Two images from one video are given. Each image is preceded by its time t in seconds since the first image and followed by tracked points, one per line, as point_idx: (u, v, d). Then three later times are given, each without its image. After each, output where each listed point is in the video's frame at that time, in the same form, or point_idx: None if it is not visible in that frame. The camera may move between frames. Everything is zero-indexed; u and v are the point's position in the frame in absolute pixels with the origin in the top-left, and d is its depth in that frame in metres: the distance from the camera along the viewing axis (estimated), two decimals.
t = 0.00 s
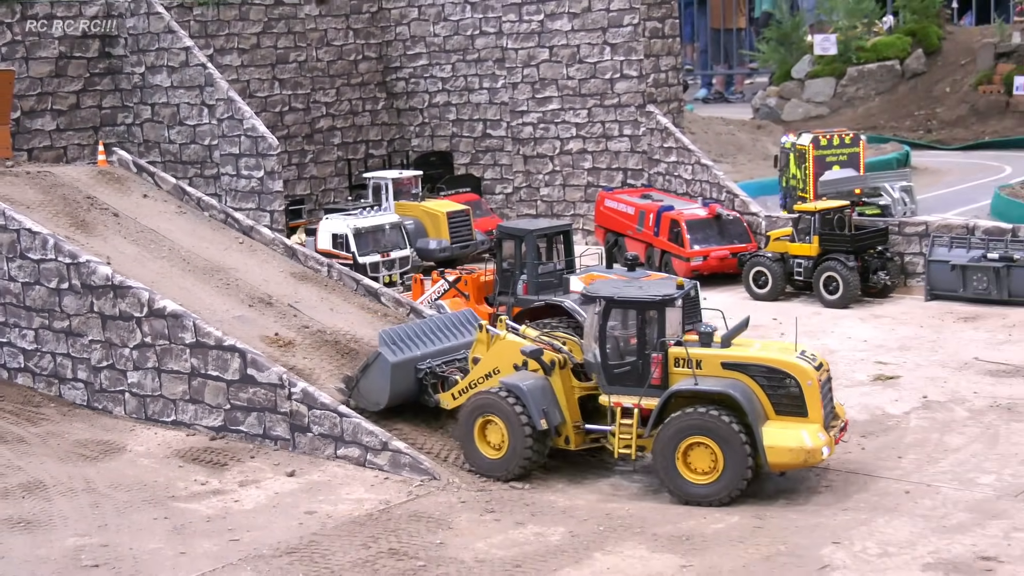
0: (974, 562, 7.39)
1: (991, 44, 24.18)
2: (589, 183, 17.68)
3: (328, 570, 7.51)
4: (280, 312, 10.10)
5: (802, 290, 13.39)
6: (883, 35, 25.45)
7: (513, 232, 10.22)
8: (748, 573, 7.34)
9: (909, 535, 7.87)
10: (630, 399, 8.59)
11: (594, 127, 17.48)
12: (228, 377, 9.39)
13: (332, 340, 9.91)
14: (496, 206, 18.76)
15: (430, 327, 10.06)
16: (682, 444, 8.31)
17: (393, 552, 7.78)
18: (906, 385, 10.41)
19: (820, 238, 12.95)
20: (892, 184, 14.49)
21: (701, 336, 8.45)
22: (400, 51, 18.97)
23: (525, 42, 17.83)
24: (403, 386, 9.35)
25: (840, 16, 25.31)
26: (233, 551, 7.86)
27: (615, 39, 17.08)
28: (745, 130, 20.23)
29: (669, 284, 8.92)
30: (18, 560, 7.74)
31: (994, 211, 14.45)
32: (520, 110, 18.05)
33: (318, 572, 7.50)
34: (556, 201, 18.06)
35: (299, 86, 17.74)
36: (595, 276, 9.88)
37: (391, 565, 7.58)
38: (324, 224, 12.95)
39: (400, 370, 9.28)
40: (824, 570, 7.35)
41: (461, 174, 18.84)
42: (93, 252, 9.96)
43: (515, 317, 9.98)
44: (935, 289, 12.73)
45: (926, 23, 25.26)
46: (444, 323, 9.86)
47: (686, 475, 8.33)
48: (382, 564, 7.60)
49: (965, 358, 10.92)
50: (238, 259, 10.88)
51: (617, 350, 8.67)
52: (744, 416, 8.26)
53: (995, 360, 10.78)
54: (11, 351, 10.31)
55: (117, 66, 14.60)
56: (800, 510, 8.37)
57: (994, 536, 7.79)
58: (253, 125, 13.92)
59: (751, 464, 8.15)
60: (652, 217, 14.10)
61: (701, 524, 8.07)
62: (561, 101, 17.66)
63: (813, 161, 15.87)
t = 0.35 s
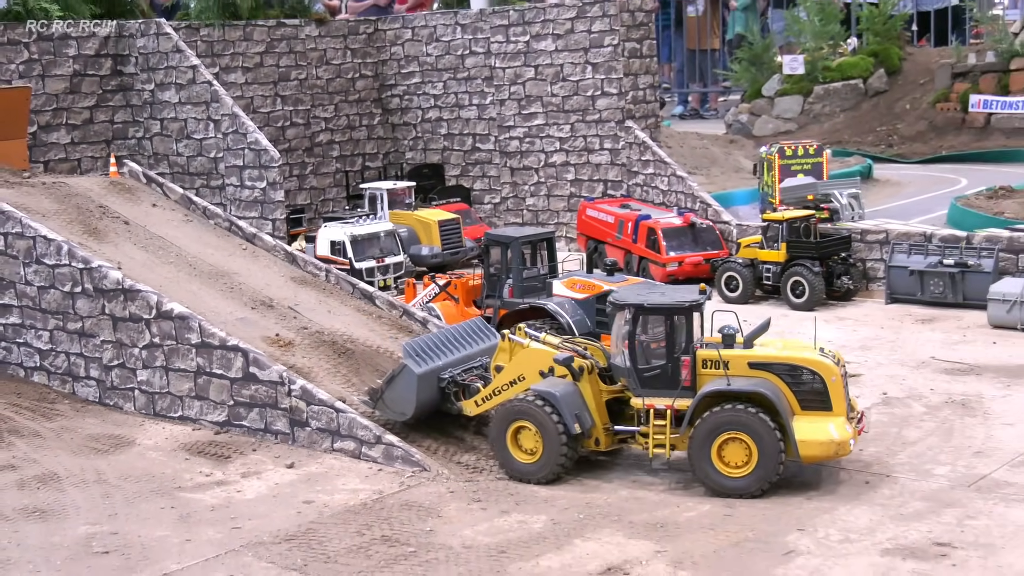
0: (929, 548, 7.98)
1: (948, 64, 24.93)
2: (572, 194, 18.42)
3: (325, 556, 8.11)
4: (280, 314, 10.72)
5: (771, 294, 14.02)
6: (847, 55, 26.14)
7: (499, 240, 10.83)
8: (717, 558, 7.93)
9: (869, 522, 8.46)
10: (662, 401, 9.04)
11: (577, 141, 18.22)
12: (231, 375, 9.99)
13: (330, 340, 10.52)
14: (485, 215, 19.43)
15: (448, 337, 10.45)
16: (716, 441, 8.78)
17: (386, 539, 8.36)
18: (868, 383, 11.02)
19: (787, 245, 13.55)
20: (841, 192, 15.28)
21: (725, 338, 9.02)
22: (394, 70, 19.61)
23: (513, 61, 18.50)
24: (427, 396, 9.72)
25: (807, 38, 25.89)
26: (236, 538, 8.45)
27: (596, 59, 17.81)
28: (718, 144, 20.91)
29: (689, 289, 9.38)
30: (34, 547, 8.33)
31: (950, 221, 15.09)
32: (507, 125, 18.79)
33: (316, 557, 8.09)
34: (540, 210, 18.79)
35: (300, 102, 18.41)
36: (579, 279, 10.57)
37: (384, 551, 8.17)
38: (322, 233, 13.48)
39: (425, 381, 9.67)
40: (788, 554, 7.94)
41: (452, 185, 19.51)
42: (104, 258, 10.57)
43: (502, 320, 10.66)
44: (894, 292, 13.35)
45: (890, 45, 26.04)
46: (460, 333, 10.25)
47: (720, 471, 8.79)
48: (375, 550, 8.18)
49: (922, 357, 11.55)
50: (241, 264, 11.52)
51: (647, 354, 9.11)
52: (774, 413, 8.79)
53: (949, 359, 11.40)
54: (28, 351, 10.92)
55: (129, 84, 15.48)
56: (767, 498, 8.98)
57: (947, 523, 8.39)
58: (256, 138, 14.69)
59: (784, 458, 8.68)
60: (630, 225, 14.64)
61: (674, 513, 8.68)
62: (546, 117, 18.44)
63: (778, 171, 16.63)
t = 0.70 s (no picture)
0: (879, 528, 8.65)
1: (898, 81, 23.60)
2: (549, 200, 19.38)
3: (315, 537, 8.73)
4: (273, 311, 11.38)
5: (734, 293, 14.71)
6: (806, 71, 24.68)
7: (479, 241, 11.51)
8: (681, 538, 8.60)
9: (823, 505, 9.14)
10: (686, 392, 9.68)
11: (553, 150, 19.16)
12: (227, 368, 10.61)
13: (320, 336, 11.17)
14: (466, 219, 20.23)
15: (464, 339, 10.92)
16: (742, 429, 9.39)
17: (372, 521, 8.99)
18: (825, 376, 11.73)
19: (750, 248, 14.22)
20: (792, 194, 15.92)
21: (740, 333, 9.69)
22: (382, 83, 20.36)
23: (492, 75, 19.33)
24: (450, 396, 10.20)
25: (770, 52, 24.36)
26: (231, 520, 9.08)
27: (571, 73, 18.75)
28: (685, 154, 21.55)
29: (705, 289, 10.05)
30: (41, 529, 8.94)
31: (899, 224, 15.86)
32: (488, 135, 19.63)
33: (307, 538, 8.72)
34: (519, 215, 19.74)
35: (293, 113, 19.11)
36: (553, 279, 11.33)
37: (370, 532, 8.80)
38: (313, 235, 14.16)
39: (447, 381, 10.15)
40: (748, 534, 8.62)
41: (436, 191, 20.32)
42: (108, 258, 11.21)
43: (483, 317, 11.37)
44: (848, 291, 14.05)
45: (849, 61, 24.49)
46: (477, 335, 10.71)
47: (745, 457, 9.40)
48: (362, 531, 8.82)
49: (873, 351, 12.27)
50: (237, 264, 12.21)
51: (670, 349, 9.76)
52: (791, 402, 9.49)
53: (899, 354, 12.12)
54: (36, 346, 11.60)
55: (132, 95, 16.33)
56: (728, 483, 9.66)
57: (896, 505, 9.08)
58: (252, 146, 15.67)
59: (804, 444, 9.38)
60: (602, 229, 15.28)
61: (642, 497, 9.37)
62: (524, 127, 19.32)
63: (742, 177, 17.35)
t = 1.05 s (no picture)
0: (825, 506, 9.39)
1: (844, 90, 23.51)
2: (517, 203, 19.98)
3: (297, 517, 9.38)
4: (259, 306, 12.08)
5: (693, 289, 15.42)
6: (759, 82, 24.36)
7: (452, 241, 12.25)
8: (641, 517, 9.32)
9: (774, 484, 9.87)
10: (700, 381, 10.38)
11: (521, 155, 19.77)
12: (215, 360, 11.26)
13: (302, 329, 11.85)
14: (440, 221, 20.88)
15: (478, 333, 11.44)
16: (759, 413, 10.12)
17: (352, 502, 9.64)
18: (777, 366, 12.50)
19: (705, 246, 14.87)
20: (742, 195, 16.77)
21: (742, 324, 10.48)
22: (362, 93, 21.10)
23: (465, 85, 20.04)
24: (465, 389, 10.77)
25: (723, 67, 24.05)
26: (219, 503, 9.71)
27: (538, 84, 19.34)
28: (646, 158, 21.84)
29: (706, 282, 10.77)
30: (38, 512, 9.56)
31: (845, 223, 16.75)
32: (460, 141, 20.32)
33: (289, 518, 9.37)
34: (489, 217, 20.31)
35: (277, 121, 19.86)
36: (522, 275, 12.11)
37: (350, 513, 9.44)
38: (296, 236, 14.84)
39: (463, 376, 10.71)
40: (703, 513, 9.37)
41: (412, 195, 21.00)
42: (102, 258, 11.88)
43: (455, 313, 12.13)
44: (797, 287, 14.75)
45: (799, 74, 24.07)
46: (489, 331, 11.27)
47: (762, 439, 10.12)
48: (343, 512, 9.46)
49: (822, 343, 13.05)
50: (224, 262, 12.91)
51: (681, 341, 10.43)
52: (799, 386, 10.33)
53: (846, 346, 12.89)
54: (33, 340, 12.26)
55: (124, 104, 17.16)
56: (685, 466, 10.42)
57: (840, 484, 9.83)
58: (238, 152, 16.66)
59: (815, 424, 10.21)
60: (568, 230, 16.14)
61: (604, 478, 10.09)
62: (494, 134, 19.94)
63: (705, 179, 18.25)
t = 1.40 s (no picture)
0: (776, 485, 10.03)
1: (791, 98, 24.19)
2: (489, 204, 20.67)
3: (280, 498, 9.94)
4: (245, 302, 12.77)
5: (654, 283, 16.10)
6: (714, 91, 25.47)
7: (427, 239, 13.04)
8: (605, 497, 9.92)
9: (729, 466, 10.51)
10: (711, 369, 10.92)
11: (491, 159, 20.49)
12: (203, 352, 11.90)
13: (286, 323, 12.52)
14: (416, 222, 21.67)
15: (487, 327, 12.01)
16: (773, 394, 10.79)
17: (333, 485, 10.20)
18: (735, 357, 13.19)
19: (663, 244, 15.51)
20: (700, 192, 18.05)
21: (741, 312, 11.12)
22: (341, 101, 21.85)
23: (438, 93, 20.76)
24: (480, 383, 11.37)
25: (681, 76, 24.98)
26: (207, 486, 10.26)
27: (507, 92, 20.04)
28: (610, 160, 22.46)
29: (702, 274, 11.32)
30: (35, 497, 10.12)
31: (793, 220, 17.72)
32: (434, 146, 21.08)
33: (272, 500, 9.92)
34: (462, 217, 21.06)
35: (261, 128, 20.60)
36: (492, 271, 12.90)
37: (330, 494, 10.00)
38: (279, 235, 15.46)
39: (478, 371, 11.31)
40: (662, 492, 10.01)
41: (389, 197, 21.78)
42: (95, 257, 12.56)
43: (429, 306, 12.92)
44: (749, 281, 15.66)
45: (750, 82, 25.08)
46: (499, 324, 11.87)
47: (776, 418, 10.79)
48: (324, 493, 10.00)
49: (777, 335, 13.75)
50: (211, 260, 13.62)
51: (692, 331, 10.96)
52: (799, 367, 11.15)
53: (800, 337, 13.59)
54: (31, 335, 12.96)
55: (116, 111, 18.08)
56: (647, 450, 11.05)
57: (791, 464, 10.47)
58: (225, 157, 17.40)
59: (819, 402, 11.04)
60: (535, 229, 16.93)
61: (571, 461, 10.68)
62: (466, 140, 20.69)
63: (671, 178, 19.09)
